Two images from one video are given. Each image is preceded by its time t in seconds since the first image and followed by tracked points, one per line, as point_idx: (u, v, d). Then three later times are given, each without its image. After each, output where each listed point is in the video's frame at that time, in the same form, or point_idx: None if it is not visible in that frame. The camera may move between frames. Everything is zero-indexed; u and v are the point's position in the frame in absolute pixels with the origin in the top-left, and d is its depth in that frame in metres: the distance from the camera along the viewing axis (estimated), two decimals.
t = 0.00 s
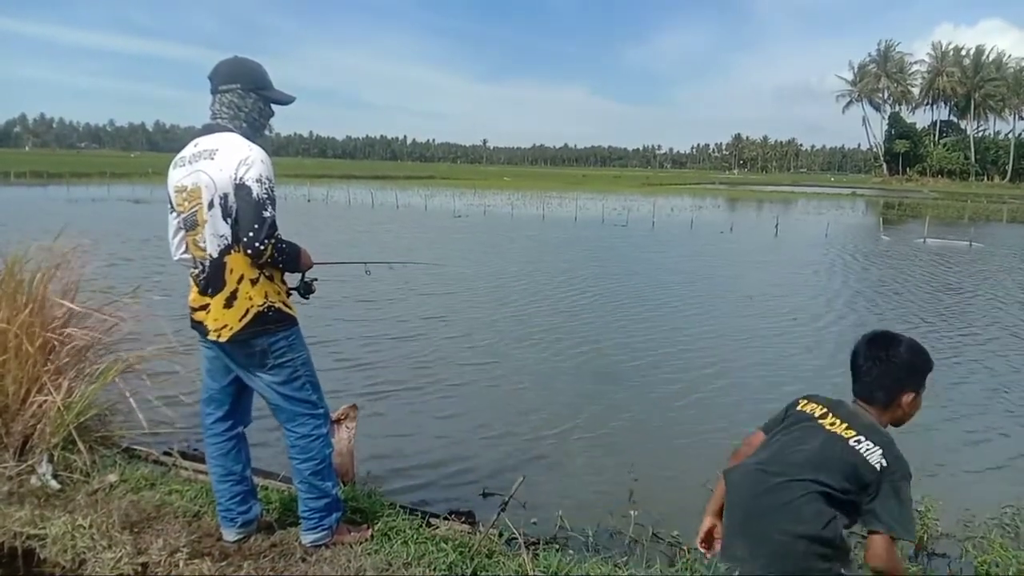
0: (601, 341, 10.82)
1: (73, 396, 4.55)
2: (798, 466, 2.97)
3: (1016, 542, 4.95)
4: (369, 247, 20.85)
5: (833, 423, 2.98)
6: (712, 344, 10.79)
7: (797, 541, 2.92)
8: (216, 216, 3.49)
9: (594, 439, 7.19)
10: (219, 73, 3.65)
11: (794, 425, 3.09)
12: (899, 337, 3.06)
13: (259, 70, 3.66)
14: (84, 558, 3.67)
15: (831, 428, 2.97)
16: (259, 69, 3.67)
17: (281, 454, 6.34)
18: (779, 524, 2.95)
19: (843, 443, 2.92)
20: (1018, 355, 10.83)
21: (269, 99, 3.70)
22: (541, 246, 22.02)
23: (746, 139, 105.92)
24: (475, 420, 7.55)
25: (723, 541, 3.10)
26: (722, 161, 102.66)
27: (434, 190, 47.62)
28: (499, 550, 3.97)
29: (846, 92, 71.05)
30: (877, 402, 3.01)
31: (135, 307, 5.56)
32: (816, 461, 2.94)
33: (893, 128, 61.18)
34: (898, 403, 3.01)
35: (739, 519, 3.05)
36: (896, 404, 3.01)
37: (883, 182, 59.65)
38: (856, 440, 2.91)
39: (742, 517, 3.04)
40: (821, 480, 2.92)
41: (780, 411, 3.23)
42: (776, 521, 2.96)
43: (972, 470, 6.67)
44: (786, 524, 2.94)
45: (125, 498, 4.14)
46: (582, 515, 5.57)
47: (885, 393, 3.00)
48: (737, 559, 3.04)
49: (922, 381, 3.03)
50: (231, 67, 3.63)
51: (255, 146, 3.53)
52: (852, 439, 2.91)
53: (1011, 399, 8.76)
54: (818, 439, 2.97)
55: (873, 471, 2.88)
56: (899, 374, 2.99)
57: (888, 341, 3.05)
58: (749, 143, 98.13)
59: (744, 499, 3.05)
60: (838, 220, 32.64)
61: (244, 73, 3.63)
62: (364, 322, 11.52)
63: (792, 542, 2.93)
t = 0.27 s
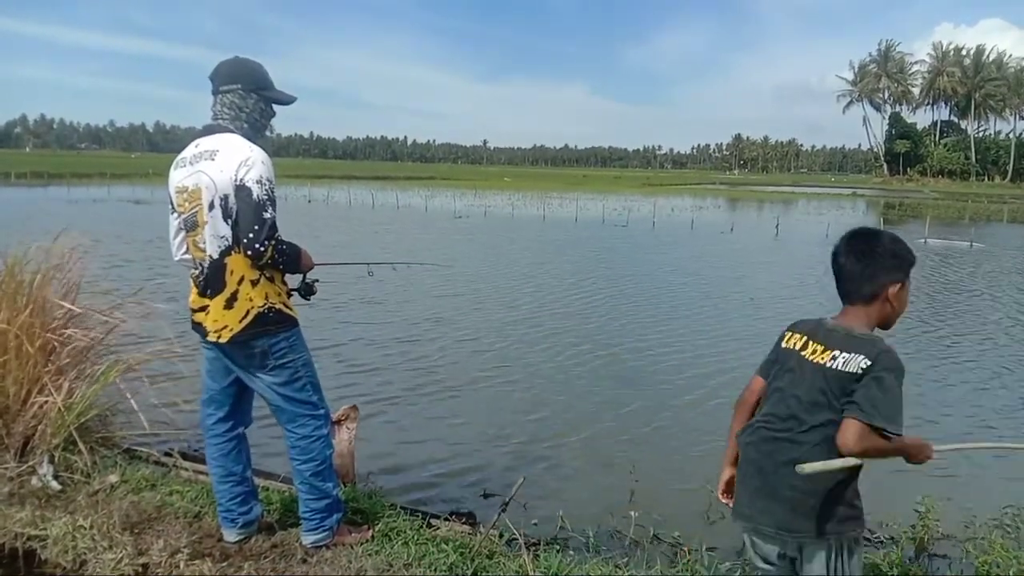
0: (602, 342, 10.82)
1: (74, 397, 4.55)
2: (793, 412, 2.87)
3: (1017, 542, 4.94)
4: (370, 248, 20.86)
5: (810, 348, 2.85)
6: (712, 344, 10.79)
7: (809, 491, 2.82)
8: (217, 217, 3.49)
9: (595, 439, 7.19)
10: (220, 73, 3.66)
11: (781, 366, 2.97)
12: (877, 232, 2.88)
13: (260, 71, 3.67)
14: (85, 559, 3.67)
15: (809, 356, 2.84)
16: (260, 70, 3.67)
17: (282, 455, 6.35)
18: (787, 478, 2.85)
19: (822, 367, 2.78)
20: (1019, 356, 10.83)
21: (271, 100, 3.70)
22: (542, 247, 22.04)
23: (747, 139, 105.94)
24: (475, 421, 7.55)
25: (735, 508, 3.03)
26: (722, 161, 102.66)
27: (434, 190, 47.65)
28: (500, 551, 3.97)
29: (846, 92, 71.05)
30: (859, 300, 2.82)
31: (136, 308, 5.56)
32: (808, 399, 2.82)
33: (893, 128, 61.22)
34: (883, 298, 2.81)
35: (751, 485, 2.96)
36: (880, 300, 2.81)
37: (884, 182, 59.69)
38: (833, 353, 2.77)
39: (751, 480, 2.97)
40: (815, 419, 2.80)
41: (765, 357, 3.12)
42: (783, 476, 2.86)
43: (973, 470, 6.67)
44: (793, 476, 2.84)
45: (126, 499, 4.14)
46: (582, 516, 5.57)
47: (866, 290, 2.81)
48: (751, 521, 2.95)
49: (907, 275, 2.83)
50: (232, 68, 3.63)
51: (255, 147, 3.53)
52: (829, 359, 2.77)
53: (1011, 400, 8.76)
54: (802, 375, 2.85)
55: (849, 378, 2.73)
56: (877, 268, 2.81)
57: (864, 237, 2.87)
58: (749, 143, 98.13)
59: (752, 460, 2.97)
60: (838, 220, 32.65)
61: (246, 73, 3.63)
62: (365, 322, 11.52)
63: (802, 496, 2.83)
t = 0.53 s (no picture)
0: (601, 342, 10.81)
1: (73, 395, 4.55)
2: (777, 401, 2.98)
3: (1016, 543, 4.93)
4: (369, 248, 20.83)
5: (776, 331, 2.99)
6: (711, 344, 10.79)
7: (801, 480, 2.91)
8: (216, 217, 3.49)
9: (594, 439, 7.19)
10: (221, 72, 3.66)
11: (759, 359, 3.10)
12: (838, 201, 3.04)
13: (261, 70, 3.67)
14: (84, 557, 3.67)
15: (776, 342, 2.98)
16: (262, 69, 3.67)
17: (280, 453, 6.34)
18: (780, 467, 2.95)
19: (788, 349, 2.92)
20: (1018, 357, 10.82)
21: (272, 99, 3.70)
22: (541, 247, 22.01)
23: (746, 140, 105.96)
24: (474, 421, 7.55)
25: (733, 496, 3.12)
26: (721, 162, 102.66)
27: (434, 190, 47.58)
28: (499, 551, 3.97)
29: (846, 93, 71.07)
30: (824, 264, 2.94)
31: (135, 307, 5.55)
32: (784, 385, 2.95)
33: (892, 129, 61.23)
34: (846, 261, 2.93)
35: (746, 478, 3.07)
36: (843, 263, 2.93)
37: (883, 183, 59.67)
38: (792, 333, 2.91)
39: (746, 470, 3.07)
40: (797, 404, 2.92)
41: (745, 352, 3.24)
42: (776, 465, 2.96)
43: (971, 470, 6.67)
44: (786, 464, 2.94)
45: (125, 498, 4.13)
46: (580, 515, 5.58)
47: (830, 254, 2.93)
48: (749, 509, 3.04)
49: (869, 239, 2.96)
50: (234, 67, 3.64)
51: (255, 146, 3.53)
52: (790, 339, 2.91)
53: (1010, 401, 8.76)
54: (775, 362, 2.98)
55: (808, 349, 2.85)
56: (841, 231, 2.94)
57: (825, 205, 3.02)
58: (748, 143, 98.13)
59: (747, 450, 3.08)
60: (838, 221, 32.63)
61: (247, 72, 3.63)
62: (364, 322, 11.51)
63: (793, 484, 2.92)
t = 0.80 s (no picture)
0: (601, 340, 10.80)
1: (73, 395, 4.55)
2: (765, 398, 3.02)
3: (1017, 540, 4.92)
4: (369, 246, 20.82)
5: (754, 332, 3.03)
6: (712, 342, 10.78)
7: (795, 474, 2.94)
8: (216, 215, 3.48)
9: (594, 437, 7.19)
10: (220, 70, 3.65)
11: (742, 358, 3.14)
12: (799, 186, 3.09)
13: (261, 68, 3.66)
14: (84, 556, 3.67)
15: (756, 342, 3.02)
16: (262, 68, 3.66)
17: (280, 452, 6.34)
18: (774, 462, 2.99)
19: (768, 349, 2.95)
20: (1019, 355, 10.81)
21: (272, 98, 3.70)
22: (541, 245, 22.00)
23: (746, 137, 105.90)
24: (474, 420, 7.54)
25: (727, 489, 3.15)
26: (721, 160, 102.58)
27: (434, 189, 47.55)
28: (499, 549, 3.97)
29: (846, 91, 71.00)
30: (789, 251, 2.99)
31: (135, 305, 5.55)
32: (771, 384, 2.98)
33: (893, 126, 61.19)
34: (810, 247, 2.97)
35: (740, 473, 3.09)
36: (808, 249, 2.97)
37: (883, 181, 59.61)
38: (769, 332, 2.95)
39: (740, 464, 3.10)
40: (785, 401, 2.95)
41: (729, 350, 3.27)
42: (770, 460, 3.00)
43: (971, 468, 6.66)
44: (780, 460, 2.98)
45: (125, 497, 4.13)
46: (580, 514, 5.57)
47: (794, 241, 2.98)
48: (743, 502, 3.06)
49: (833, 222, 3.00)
50: (234, 65, 3.63)
51: (255, 145, 3.52)
52: (767, 340, 2.95)
53: (1010, 398, 8.76)
54: (759, 361, 3.01)
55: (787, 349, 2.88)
56: (803, 217, 2.99)
57: (788, 191, 3.06)
58: (749, 141, 98.08)
59: (741, 446, 3.12)
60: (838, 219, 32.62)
61: (247, 71, 3.62)
62: (364, 320, 11.51)
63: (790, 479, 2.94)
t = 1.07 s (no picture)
0: (601, 342, 10.82)
1: (73, 396, 4.55)
2: (760, 397, 3.02)
3: (1016, 544, 4.93)
4: (370, 248, 20.84)
5: (743, 333, 3.05)
6: (712, 345, 10.79)
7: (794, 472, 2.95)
8: (217, 217, 3.49)
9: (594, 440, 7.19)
10: (221, 72, 3.66)
11: (733, 360, 3.14)
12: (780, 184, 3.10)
13: (262, 71, 3.67)
14: (84, 558, 3.67)
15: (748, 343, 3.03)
16: (263, 70, 3.68)
17: (280, 454, 6.34)
18: (773, 460, 2.99)
19: (761, 350, 2.96)
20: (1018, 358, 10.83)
21: (273, 100, 3.70)
22: (542, 247, 22.02)
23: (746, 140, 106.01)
24: (474, 422, 7.55)
25: (725, 487, 3.15)
26: (721, 163, 102.71)
27: (434, 191, 47.59)
28: (499, 551, 3.97)
29: (846, 94, 71.11)
30: (771, 249, 3.00)
31: (135, 307, 5.55)
32: (766, 384, 2.98)
33: (893, 129, 61.27)
34: (792, 245, 2.98)
35: (738, 472, 3.09)
36: (790, 246, 2.98)
37: (883, 184, 59.69)
38: (760, 333, 2.95)
39: (737, 462, 3.11)
40: (782, 399, 2.96)
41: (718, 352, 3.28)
42: (768, 458, 3.00)
43: (972, 471, 6.66)
44: (780, 457, 2.98)
45: (125, 498, 4.14)
46: (580, 516, 5.58)
47: (775, 239, 2.99)
48: (741, 501, 3.07)
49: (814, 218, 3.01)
50: (234, 67, 3.64)
51: (256, 147, 3.53)
52: (759, 341, 2.96)
53: (1010, 401, 8.77)
54: (753, 362, 3.02)
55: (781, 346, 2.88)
56: (784, 215, 3.00)
57: (769, 190, 3.08)
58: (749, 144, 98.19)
59: (738, 445, 3.12)
60: (838, 221, 32.65)
61: (248, 73, 3.63)
62: (365, 323, 11.52)
63: (789, 478, 2.95)
